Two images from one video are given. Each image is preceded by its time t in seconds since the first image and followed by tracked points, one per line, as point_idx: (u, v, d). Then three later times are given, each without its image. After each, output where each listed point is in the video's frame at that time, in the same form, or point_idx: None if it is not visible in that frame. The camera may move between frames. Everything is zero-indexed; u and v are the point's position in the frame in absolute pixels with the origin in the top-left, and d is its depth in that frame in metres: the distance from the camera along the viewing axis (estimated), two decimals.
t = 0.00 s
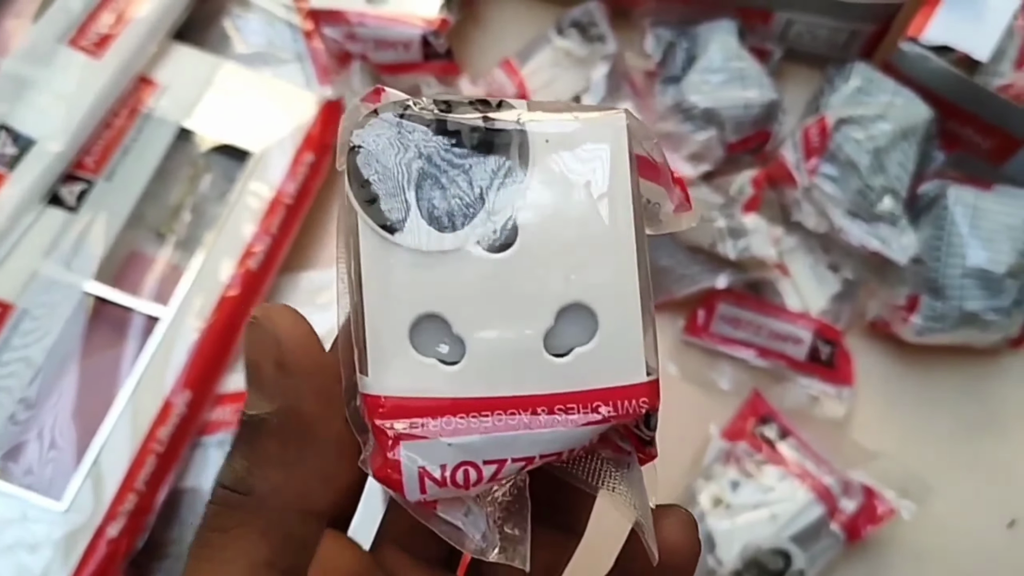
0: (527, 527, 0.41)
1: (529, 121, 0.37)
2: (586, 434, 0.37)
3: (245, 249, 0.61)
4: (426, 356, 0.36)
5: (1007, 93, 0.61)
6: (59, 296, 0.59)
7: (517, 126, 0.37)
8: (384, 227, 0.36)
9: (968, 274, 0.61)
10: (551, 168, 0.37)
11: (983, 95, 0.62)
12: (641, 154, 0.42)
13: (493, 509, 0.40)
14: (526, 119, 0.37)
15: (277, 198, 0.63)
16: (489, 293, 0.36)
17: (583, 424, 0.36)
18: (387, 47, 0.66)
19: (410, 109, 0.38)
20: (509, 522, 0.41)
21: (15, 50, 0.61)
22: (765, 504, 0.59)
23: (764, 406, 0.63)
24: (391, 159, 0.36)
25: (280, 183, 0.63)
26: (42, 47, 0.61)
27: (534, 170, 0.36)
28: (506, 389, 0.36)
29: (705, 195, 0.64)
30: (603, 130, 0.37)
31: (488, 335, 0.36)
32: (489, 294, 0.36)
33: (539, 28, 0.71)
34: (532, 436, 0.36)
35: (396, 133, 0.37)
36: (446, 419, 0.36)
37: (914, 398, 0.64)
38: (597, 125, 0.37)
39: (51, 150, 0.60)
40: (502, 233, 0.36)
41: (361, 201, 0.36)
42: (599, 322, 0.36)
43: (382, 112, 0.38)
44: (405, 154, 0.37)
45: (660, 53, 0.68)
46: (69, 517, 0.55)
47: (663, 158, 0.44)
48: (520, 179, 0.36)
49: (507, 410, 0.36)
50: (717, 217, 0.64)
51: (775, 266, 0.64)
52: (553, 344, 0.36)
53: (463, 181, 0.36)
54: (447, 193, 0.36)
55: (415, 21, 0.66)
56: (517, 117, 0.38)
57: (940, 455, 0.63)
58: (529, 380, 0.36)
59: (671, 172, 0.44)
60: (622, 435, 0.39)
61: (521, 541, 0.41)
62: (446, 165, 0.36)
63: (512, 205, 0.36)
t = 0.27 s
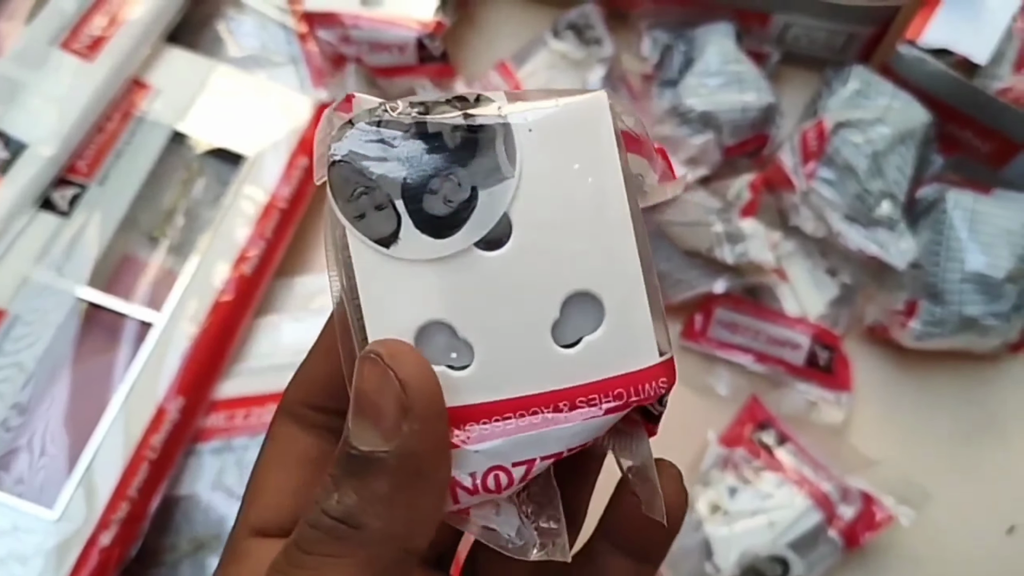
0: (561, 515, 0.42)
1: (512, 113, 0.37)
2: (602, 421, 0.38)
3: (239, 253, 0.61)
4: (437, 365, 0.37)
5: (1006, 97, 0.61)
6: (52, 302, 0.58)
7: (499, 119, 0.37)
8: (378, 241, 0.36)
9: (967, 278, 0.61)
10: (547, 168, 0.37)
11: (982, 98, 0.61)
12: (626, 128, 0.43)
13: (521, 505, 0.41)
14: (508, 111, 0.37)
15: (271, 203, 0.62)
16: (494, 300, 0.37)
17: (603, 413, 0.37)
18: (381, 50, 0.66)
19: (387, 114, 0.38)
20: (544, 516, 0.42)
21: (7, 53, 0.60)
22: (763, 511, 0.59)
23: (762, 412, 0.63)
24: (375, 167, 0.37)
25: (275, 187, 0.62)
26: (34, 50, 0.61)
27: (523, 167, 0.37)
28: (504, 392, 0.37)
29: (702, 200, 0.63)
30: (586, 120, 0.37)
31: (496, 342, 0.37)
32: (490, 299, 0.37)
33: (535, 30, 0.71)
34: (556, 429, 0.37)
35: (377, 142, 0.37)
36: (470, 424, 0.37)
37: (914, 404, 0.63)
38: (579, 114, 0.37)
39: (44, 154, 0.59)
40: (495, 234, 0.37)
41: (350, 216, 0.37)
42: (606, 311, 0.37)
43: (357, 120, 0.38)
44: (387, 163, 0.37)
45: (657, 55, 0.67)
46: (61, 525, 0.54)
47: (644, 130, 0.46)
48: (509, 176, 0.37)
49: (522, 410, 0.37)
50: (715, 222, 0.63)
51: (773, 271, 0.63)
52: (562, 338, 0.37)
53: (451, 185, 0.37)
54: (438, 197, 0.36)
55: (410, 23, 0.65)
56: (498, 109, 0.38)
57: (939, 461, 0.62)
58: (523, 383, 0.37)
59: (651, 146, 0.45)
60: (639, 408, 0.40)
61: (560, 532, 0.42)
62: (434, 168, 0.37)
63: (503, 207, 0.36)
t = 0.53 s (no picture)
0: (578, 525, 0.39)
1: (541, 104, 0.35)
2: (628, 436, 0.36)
3: (232, 255, 0.60)
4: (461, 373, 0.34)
5: (1002, 96, 0.61)
6: (43, 304, 0.58)
7: (529, 111, 0.34)
8: (397, 240, 0.34)
9: (964, 278, 0.60)
10: (576, 167, 0.34)
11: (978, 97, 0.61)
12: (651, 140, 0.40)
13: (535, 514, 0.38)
14: (540, 102, 0.34)
15: (264, 204, 0.62)
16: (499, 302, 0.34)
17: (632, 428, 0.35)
18: (375, 50, 0.66)
19: (410, 101, 0.35)
20: (559, 527, 0.39)
21: None
22: (759, 512, 0.58)
23: (758, 412, 0.62)
24: (396, 160, 0.34)
25: (268, 188, 0.62)
26: (24, 50, 0.60)
27: (554, 165, 0.34)
28: (516, 406, 0.34)
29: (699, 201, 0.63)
30: (621, 117, 0.35)
31: (512, 349, 0.34)
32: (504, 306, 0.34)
33: (529, 28, 0.70)
34: (578, 447, 0.35)
35: (399, 133, 0.34)
36: (486, 439, 0.34)
37: (911, 406, 0.63)
38: (615, 113, 0.35)
39: (34, 155, 0.59)
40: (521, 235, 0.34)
41: (367, 211, 0.34)
42: (634, 320, 0.35)
43: (376, 107, 0.35)
44: (411, 156, 0.34)
45: (652, 54, 0.67)
46: (53, 529, 0.54)
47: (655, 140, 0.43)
48: (538, 176, 0.34)
49: (544, 425, 0.35)
50: (711, 222, 0.62)
51: (770, 272, 0.63)
52: (586, 348, 0.35)
53: (478, 182, 0.34)
54: (464, 196, 0.34)
55: (404, 23, 0.65)
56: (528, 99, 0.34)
57: (937, 463, 0.62)
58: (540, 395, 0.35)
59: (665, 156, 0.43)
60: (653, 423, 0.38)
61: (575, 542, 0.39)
62: (461, 162, 0.34)
63: (531, 208, 0.34)
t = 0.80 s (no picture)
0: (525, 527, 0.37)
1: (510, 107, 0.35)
2: (575, 440, 0.33)
3: (228, 250, 0.60)
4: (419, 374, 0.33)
5: (1001, 88, 0.61)
6: (39, 300, 0.57)
7: (498, 113, 0.35)
8: (359, 227, 0.33)
9: (962, 272, 0.60)
10: (534, 164, 0.34)
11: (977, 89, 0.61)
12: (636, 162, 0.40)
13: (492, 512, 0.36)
14: (509, 105, 0.35)
15: (261, 198, 0.62)
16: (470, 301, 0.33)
17: (579, 430, 0.33)
18: (372, 44, 0.66)
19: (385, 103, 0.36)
20: (504, 520, 0.37)
21: None
22: (758, 507, 0.58)
23: (756, 406, 0.62)
24: (368, 155, 0.35)
25: (265, 183, 0.62)
26: (18, 44, 0.60)
27: (517, 161, 0.34)
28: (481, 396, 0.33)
29: (696, 193, 0.63)
30: (589, 120, 0.34)
31: (479, 341, 0.33)
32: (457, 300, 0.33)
33: (527, 22, 0.70)
34: (521, 446, 0.33)
35: (372, 132, 0.35)
36: (419, 428, 0.33)
37: (909, 399, 0.63)
38: (580, 115, 0.34)
39: (30, 150, 0.59)
40: (486, 226, 0.33)
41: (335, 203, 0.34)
42: (594, 316, 0.33)
43: (355, 108, 0.36)
44: (382, 153, 0.35)
45: (650, 47, 0.67)
46: (51, 526, 0.54)
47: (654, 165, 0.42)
48: (501, 172, 0.34)
49: (482, 419, 0.33)
50: (710, 215, 0.62)
51: (767, 266, 0.63)
52: (544, 345, 0.33)
53: (442, 177, 0.34)
54: (428, 190, 0.34)
55: (402, 18, 0.64)
56: (498, 104, 0.35)
57: (935, 457, 0.62)
58: (495, 390, 0.33)
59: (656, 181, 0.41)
60: (615, 439, 0.36)
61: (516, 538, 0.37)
62: (427, 159, 0.35)
63: (492, 200, 0.34)
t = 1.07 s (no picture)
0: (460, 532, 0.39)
1: (467, 125, 0.37)
2: (505, 451, 0.34)
3: (224, 245, 0.60)
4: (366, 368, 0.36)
5: (1001, 80, 0.60)
6: (34, 296, 0.57)
7: (454, 132, 0.36)
8: (328, 238, 0.37)
9: (961, 265, 0.60)
10: (485, 179, 0.36)
11: (977, 81, 0.61)
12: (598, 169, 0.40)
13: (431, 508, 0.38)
14: (467, 124, 0.37)
15: (257, 192, 0.61)
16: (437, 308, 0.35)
17: (506, 440, 0.34)
18: (368, 37, 0.65)
19: (359, 119, 0.38)
20: (434, 532, 0.39)
21: None
22: (756, 500, 0.58)
23: (755, 400, 0.62)
24: (337, 167, 0.37)
25: (260, 178, 0.61)
26: (13, 40, 0.60)
27: (468, 178, 0.36)
28: (475, 396, 0.35)
29: (693, 187, 0.64)
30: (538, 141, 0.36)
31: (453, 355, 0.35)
32: (413, 300, 0.36)
33: (524, 14, 0.69)
34: (446, 450, 0.35)
35: (342, 147, 0.37)
36: (351, 426, 0.36)
37: (908, 394, 0.63)
38: (529, 135, 0.36)
39: (24, 145, 0.58)
40: (434, 239, 0.36)
41: (309, 212, 0.37)
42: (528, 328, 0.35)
43: (333, 126, 0.38)
44: (348, 166, 0.37)
45: (647, 40, 0.66)
46: (47, 522, 0.54)
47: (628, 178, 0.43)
48: (454, 187, 0.36)
49: (409, 422, 0.35)
50: (706, 209, 0.63)
51: (765, 259, 0.63)
52: (484, 357, 0.35)
53: (399, 190, 0.36)
54: (386, 202, 0.36)
55: (397, 9, 0.64)
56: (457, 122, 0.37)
57: (934, 450, 0.62)
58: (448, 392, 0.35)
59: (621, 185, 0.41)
60: (568, 453, 0.36)
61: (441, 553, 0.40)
62: (390, 172, 0.36)
63: (441, 213, 0.36)
